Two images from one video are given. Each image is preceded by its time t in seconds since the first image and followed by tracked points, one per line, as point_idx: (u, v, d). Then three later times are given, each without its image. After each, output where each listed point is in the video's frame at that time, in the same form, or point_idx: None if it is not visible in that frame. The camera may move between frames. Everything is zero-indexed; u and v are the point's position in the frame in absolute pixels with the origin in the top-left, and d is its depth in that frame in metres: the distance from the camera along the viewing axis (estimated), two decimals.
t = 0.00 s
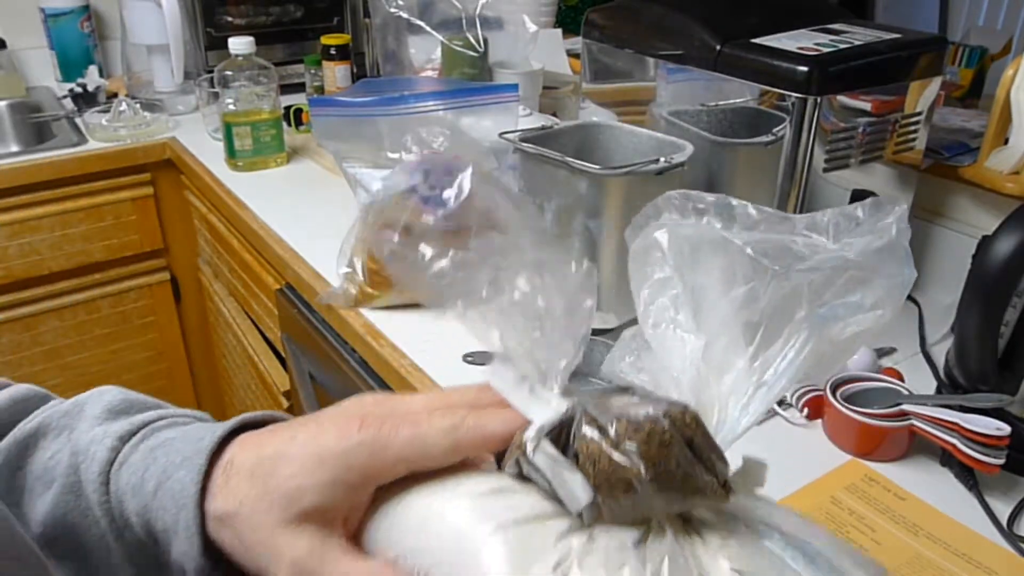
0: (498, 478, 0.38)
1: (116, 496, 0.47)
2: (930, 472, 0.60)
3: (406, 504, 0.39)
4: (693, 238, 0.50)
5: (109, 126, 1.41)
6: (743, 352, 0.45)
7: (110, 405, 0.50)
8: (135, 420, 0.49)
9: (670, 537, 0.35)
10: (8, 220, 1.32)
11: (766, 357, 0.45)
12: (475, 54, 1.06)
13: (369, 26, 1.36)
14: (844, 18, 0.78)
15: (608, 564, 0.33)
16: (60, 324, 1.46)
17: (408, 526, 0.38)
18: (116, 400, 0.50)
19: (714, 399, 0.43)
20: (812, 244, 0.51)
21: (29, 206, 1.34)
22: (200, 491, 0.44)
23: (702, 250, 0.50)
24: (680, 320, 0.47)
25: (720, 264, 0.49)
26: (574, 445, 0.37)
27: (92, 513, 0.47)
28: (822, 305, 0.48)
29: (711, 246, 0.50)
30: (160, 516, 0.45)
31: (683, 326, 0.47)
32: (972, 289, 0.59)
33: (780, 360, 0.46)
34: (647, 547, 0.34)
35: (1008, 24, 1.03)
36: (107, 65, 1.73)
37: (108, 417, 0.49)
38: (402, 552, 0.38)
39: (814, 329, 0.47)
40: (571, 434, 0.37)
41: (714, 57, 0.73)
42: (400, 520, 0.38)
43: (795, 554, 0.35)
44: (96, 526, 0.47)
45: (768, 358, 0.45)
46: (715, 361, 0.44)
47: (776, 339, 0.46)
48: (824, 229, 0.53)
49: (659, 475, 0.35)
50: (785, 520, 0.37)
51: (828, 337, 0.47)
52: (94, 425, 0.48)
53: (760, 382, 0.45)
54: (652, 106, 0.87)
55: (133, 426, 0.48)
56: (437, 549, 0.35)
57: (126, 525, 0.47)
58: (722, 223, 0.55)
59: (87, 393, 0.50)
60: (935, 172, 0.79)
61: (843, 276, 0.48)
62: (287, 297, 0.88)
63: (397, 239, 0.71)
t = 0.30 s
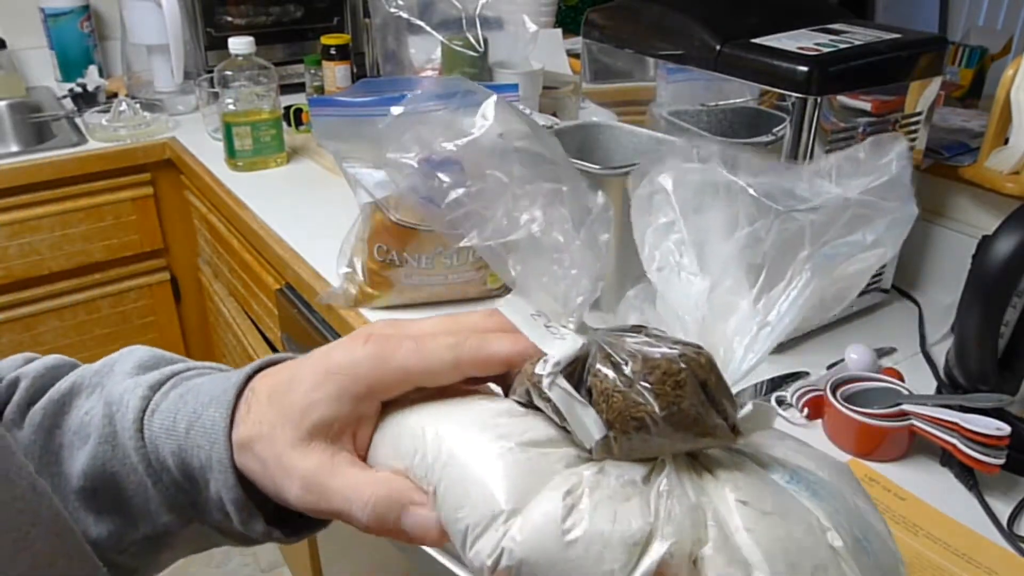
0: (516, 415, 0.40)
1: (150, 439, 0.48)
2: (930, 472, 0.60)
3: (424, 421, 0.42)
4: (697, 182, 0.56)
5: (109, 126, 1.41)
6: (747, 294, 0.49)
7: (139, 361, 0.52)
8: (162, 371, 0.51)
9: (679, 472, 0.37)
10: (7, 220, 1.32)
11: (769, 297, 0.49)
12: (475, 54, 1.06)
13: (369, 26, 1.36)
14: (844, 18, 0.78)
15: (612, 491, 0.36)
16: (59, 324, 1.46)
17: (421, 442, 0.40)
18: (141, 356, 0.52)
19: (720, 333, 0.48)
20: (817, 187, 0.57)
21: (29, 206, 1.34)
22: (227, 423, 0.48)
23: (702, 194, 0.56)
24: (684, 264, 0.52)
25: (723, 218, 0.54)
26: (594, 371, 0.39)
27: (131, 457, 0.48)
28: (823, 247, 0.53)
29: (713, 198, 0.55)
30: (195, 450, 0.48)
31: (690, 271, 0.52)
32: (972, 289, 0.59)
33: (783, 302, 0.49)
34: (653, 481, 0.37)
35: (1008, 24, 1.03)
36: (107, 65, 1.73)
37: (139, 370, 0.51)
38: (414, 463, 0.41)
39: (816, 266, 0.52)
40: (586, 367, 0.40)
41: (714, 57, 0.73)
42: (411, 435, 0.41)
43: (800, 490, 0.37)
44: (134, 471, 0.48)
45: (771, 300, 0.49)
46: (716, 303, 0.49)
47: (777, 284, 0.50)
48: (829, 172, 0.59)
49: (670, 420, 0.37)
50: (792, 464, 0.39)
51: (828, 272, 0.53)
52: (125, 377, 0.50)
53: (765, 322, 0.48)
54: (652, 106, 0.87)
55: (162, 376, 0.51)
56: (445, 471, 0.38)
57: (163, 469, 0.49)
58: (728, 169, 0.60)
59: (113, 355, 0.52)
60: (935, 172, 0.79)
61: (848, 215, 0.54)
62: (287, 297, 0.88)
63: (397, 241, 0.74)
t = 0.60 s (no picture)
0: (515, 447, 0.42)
1: (195, 372, 0.43)
2: (930, 471, 0.60)
3: (417, 461, 0.43)
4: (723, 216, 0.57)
5: (109, 126, 1.41)
6: (772, 321, 0.55)
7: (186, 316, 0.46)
8: (209, 312, 0.47)
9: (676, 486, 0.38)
10: (7, 220, 1.32)
11: (791, 333, 0.56)
12: (475, 54, 1.06)
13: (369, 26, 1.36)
14: (844, 18, 0.78)
15: (600, 505, 0.36)
16: (59, 324, 1.47)
17: (420, 485, 0.42)
18: (186, 307, 0.48)
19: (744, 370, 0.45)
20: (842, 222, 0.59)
21: (28, 207, 1.34)
22: (276, 344, 0.42)
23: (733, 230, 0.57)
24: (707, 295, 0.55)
25: (749, 241, 0.58)
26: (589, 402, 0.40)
27: (176, 398, 0.43)
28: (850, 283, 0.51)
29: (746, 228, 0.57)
30: (243, 373, 0.42)
31: (714, 304, 0.55)
32: (972, 289, 0.59)
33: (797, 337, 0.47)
34: (648, 496, 0.37)
35: (1008, 24, 1.03)
36: (106, 65, 1.73)
37: (185, 315, 0.47)
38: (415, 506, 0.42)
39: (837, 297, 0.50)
40: (589, 387, 0.41)
41: (714, 56, 0.73)
42: (408, 476, 0.43)
43: (803, 516, 0.36)
44: (181, 415, 0.43)
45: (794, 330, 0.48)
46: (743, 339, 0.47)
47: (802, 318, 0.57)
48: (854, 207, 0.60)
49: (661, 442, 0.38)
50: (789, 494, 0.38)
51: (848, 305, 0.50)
52: (169, 322, 0.46)
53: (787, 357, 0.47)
54: (652, 106, 0.87)
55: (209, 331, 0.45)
56: (446, 504, 0.40)
57: (213, 410, 0.43)
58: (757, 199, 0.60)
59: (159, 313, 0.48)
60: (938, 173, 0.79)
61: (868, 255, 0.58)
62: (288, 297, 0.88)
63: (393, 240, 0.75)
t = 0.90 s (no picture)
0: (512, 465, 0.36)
1: (280, 363, 0.52)
2: (930, 471, 0.60)
3: (420, 489, 0.38)
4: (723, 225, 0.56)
5: (109, 126, 1.41)
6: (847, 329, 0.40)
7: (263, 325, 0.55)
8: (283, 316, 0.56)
9: (659, 502, 0.33)
10: (8, 220, 1.32)
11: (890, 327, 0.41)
12: (475, 54, 1.06)
13: (369, 26, 1.36)
14: (844, 18, 0.78)
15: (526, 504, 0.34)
16: (59, 323, 1.47)
17: (412, 512, 0.37)
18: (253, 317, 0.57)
19: (734, 394, 0.36)
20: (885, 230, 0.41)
21: (29, 206, 1.34)
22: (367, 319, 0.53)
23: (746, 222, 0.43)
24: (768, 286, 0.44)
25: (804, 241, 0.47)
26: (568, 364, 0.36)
27: (259, 385, 0.51)
28: (860, 318, 0.37)
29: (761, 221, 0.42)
30: (329, 361, 0.51)
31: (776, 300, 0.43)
32: (972, 288, 0.59)
33: (806, 367, 0.36)
34: (633, 520, 0.32)
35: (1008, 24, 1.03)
36: (106, 65, 1.73)
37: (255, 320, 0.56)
38: (413, 543, 0.37)
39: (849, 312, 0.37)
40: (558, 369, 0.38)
41: (714, 56, 0.73)
42: (407, 503, 0.38)
43: (795, 542, 0.31)
44: (255, 404, 0.51)
45: (799, 362, 0.36)
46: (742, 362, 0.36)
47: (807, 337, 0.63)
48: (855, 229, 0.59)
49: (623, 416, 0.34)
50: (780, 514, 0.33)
51: (868, 351, 0.37)
52: (245, 327, 0.55)
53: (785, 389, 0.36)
54: (652, 106, 0.87)
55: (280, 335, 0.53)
56: (442, 544, 0.34)
57: (286, 397, 0.51)
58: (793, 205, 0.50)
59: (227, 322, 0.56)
60: (937, 172, 0.79)
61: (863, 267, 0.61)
62: (288, 296, 0.88)
63: (397, 241, 0.73)
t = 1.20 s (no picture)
0: (493, 471, 0.37)
1: (286, 373, 0.54)
2: (930, 471, 0.60)
3: (405, 495, 0.38)
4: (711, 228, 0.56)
5: (109, 126, 1.41)
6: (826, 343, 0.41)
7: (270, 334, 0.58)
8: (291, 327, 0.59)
9: (642, 501, 0.34)
10: (8, 220, 1.32)
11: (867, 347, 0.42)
12: (475, 54, 1.06)
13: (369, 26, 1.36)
14: (843, 18, 0.78)
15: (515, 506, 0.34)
16: (59, 323, 1.47)
17: (395, 518, 0.37)
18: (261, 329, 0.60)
19: (725, 399, 0.37)
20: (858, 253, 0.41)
21: (29, 206, 1.34)
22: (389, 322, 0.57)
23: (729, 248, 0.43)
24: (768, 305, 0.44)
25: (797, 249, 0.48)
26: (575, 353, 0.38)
27: (266, 392, 0.54)
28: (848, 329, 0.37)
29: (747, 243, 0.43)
30: (335, 372, 0.54)
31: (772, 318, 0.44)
32: (972, 289, 0.59)
33: (793, 380, 0.36)
34: (616, 521, 0.33)
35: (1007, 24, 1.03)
36: (106, 65, 1.73)
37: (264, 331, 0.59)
38: (395, 552, 0.37)
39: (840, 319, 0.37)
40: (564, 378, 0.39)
41: (714, 57, 0.73)
42: (389, 511, 0.37)
43: (778, 540, 0.32)
44: (260, 412, 0.54)
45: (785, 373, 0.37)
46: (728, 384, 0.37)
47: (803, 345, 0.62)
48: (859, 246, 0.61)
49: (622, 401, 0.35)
50: (763, 513, 0.34)
51: (856, 365, 0.36)
52: (254, 338, 0.58)
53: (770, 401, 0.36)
54: (652, 106, 0.86)
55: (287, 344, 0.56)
56: (429, 551, 0.34)
57: (290, 407, 0.53)
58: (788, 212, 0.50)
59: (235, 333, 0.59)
60: (937, 172, 0.79)
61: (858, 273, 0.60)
62: (288, 296, 0.88)
63: (397, 241, 0.73)
